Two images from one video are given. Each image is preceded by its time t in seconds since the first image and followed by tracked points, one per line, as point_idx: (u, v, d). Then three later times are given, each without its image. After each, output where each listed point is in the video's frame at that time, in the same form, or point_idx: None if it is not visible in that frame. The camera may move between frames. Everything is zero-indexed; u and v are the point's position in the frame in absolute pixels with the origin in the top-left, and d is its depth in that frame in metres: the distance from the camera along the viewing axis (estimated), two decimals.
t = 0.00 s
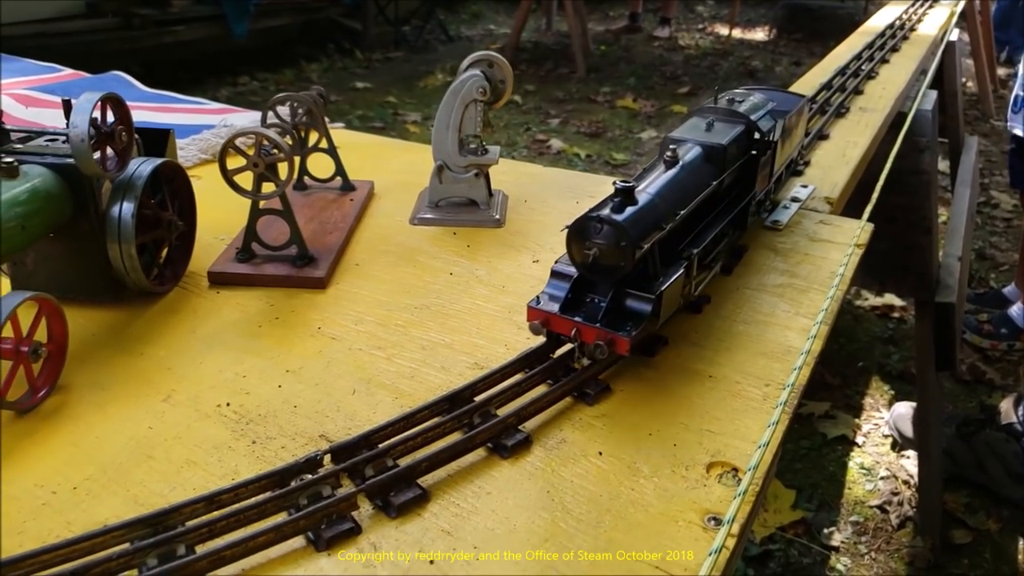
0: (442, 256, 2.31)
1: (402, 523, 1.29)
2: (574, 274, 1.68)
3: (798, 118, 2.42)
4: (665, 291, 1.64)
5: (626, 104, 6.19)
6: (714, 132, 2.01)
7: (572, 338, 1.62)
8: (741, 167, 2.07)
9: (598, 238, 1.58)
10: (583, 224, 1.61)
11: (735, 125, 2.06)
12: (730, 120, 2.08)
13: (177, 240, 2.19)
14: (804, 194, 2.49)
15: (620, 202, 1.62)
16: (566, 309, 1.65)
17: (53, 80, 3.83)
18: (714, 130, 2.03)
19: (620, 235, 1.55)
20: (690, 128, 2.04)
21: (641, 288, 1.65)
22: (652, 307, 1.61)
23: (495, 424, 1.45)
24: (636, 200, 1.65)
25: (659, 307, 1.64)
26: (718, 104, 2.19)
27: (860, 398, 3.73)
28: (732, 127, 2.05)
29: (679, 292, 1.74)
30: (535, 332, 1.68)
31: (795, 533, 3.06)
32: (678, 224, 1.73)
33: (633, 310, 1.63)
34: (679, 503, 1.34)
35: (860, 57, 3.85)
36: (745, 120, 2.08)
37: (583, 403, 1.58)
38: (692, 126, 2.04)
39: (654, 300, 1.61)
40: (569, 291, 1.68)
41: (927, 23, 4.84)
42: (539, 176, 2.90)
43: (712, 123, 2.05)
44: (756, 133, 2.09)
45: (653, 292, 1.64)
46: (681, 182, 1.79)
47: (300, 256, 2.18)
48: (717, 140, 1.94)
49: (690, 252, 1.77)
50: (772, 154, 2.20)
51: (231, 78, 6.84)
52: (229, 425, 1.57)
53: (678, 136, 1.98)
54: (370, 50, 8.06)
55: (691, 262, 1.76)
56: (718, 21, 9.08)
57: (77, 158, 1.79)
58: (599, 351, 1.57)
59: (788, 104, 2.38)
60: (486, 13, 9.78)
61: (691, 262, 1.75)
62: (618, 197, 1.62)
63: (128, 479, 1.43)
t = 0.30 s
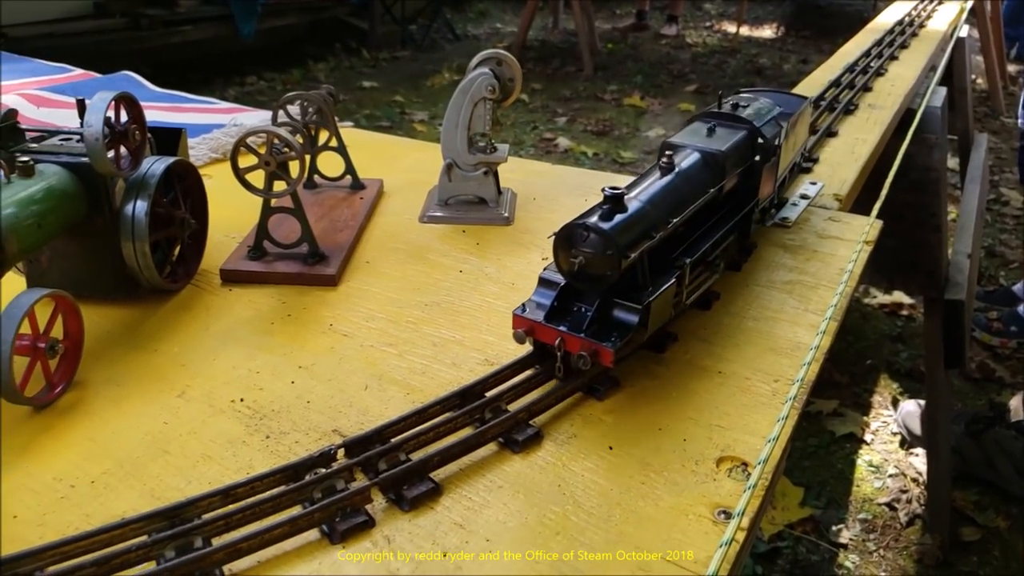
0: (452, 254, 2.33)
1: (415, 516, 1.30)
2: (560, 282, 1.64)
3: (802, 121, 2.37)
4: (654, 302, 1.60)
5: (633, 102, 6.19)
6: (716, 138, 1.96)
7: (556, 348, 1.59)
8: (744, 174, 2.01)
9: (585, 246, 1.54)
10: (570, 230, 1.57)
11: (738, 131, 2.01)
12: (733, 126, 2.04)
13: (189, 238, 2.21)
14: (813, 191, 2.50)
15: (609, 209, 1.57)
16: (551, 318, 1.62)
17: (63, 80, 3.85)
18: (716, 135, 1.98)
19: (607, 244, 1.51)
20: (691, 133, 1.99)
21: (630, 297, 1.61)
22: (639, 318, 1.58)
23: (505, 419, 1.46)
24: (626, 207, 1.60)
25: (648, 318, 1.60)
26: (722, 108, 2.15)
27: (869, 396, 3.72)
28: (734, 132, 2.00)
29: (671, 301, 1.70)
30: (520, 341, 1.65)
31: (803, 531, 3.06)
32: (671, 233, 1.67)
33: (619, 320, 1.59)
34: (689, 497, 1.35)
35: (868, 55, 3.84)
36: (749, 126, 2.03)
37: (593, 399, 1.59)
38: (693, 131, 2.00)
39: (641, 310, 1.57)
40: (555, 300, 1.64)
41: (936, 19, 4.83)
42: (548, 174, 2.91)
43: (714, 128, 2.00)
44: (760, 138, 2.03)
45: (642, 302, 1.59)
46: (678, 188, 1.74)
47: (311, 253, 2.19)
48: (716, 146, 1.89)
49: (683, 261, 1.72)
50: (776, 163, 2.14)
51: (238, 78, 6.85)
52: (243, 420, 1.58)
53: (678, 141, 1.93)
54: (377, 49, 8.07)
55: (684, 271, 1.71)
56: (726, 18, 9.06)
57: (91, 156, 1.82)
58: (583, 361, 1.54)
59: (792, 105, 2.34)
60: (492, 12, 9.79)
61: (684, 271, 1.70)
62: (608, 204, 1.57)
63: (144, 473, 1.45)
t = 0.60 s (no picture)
0: (466, 250, 2.35)
1: (432, 507, 1.32)
2: (546, 290, 1.60)
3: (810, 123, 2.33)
4: (641, 314, 1.54)
5: (646, 100, 6.20)
6: (716, 143, 1.88)
7: (540, 358, 1.56)
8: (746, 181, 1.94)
9: (570, 256, 1.48)
10: (556, 239, 1.52)
11: (740, 136, 1.94)
12: (736, 131, 1.96)
13: (207, 234, 2.24)
14: (827, 188, 2.51)
15: (597, 217, 1.50)
16: (536, 328, 1.58)
17: (81, 78, 3.89)
18: (717, 141, 1.90)
19: (592, 254, 1.45)
20: (691, 138, 1.91)
21: (617, 308, 1.56)
22: (625, 330, 1.52)
23: (520, 413, 1.48)
24: (614, 214, 1.54)
25: (635, 330, 1.55)
26: (726, 113, 2.07)
27: (882, 395, 3.71)
28: (737, 137, 1.93)
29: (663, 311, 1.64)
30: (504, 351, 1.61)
31: (815, 529, 3.05)
32: (663, 241, 1.61)
33: (606, 332, 1.54)
34: (703, 490, 1.36)
35: (883, 52, 3.84)
36: (751, 131, 1.96)
37: (606, 394, 1.60)
38: (694, 136, 1.92)
39: (628, 322, 1.52)
40: (541, 309, 1.60)
41: (952, 17, 4.81)
42: (562, 171, 2.92)
43: (715, 133, 1.92)
44: (764, 144, 1.95)
45: (629, 312, 1.54)
46: (671, 196, 1.66)
47: (327, 249, 2.22)
48: (716, 152, 1.82)
49: (676, 271, 1.66)
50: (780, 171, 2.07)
51: (251, 76, 6.88)
52: (262, 412, 1.61)
53: (677, 145, 1.86)
54: (389, 47, 8.09)
55: (678, 281, 1.65)
56: (740, 16, 9.02)
57: (112, 152, 1.86)
58: (565, 373, 1.49)
59: (801, 105, 2.33)
60: (504, 10, 9.79)
61: (675, 281, 1.64)
62: (596, 212, 1.51)
63: (164, 463, 1.48)
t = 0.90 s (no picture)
0: (483, 246, 2.37)
1: (452, 498, 1.34)
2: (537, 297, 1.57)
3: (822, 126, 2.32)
4: (633, 323, 1.51)
5: (660, 98, 6.19)
6: (720, 148, 1.85)
7: (528, 367, 1.52)
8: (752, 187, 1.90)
9: (559, 262, 1.46)
10: (547, 245, 1.50)
11: (746, 141, 1.91)
12: (743, 136, 1.93)
13: (228, 231, 2.27)
14: (844, 185, 2.51)
15: (588, 224, 1.49)
16: (525, 335, 1.55)
17: (101, 77, 3.93)
18: (723, 145, 1.87)
19: (581, 261, 1.43)
20: (695, 142, 1.89)
21: (608, 316, 1.53)
22: (615, 340, 1.49)
23: (539, 406, 1.49)
24: (607, 221, 1.52)
25: (627, 340, 1.51)
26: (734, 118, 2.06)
27: (899, 394, 3.69)
28: (742, 143, 1.90)
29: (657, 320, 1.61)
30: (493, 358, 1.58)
31: (831, 528, 3.04)
32: (657, 249, 1.58)
33: (595, 342, 1.51)
34: (720, 483, 1.37)
35: (902, 49, 3.82)
36: (759, 136, 1.93)
37: (623, 388, 1.61)
38: (699, 140, 1.90)
39: (618, 332, 1.49)
40: (532, 317, 1.57)
41: (972, 13, 4.77)
42: (578, 168, 2.94)
43: (721, 137, 1.89)
44: (772, 150, 1.92)
45: (619, 322, 1.51)
46: (668, 203, 1.64)
47: (347, 245, 2.24)
48: (717, 157, 1.79)
49: (672, 279, 1.62)
50: (789, 176, 2.03)
51: (267, 75, 6.91)
52: (283, 405, 1.63)
53: (680, 150, 1.84)
54: (404, 45, 8.10)
55: (673, 290, 1.62)
56: (755, 13, 8.97)
57: (137, 150, 1.90)
58: (553, 383, 1.47)
59: (814, 108, 2.31)
60: (518, 8, 9.78)
61: (671, 290, 1.61)
62: (587, 219, 1.49)
63: (189, 454, 1.50)
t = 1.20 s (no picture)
0: (502, 242, 2.39)
1: (474, 489, 1.36)
2: (529, 303, 1.54)
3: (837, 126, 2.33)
4: (624, 332, 1.47)
5: (677, 95, 6.16)
6: (725, 153, 1.81)
7: (517, 373, 1.49)
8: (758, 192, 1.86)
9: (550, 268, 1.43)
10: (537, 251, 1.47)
11: (754, 145, 1.87)
12: (750, 140, 1.89)
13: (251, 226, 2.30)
14: (863, 181, 2.50)
15: (581, 229, 1.45)
16: (515, 342, 1.52)
17: (123, 76, 3.98)
18: (728, 150, 1.83)
19: (571, 268, 1.40)
20: (700, 147, 1.86)
21: (599, 324, 1.49)
22: (606, 350, 1.46)
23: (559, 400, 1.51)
24: (601, 226, 1.49)
25: (619, 349, 1.48)
26: (742, 122, 2.01)
27: (918, 392, 3.66)
28: (749, 147, 1.86)
29: (652, 329, 1.57)
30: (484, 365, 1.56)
31: (848, 526, 3.03)
32: (653, 256, 1.55)
33: (586, 351, 1.48)
34: (740, 476, 1.38)
35: (922, 44, 3.80)
36: (766, 140, 1.89)
37: (642, 382, 1.62)
38: (704, 144, 1.86)
39: (608, 341, 1.46)
40: (523, 323, 1.54)
41: (993, 8, 4.73)
42: (596, 164, 2.95)
43: (726, 141, 1.86)
44: (779, 156, 1.88)
45: (611, 330, 1.47)
46: (666, 209, 1.60)
47: (367, 242, 2.27)
48: (720, 162, 1.76)
49: (669, 287, 1.58)
50: (797, 182, 1.99)
51: (283, 74, 6.93)
52: (307, 398, 1.66)
53: (685, 154, 1.81)
54: (419, 43, 8.11)
55: (670, 298, 1.57)
56: (773, 9, 8.91)
57: (162, 147, 1.94)
58: (541, 392, 1.44)
59: (830, 111, 2.32)
60: (534, 6, 9.77)
61: (667, 299, 1.57)
62: (580, 224, 1.46)
63: (216, 446, 1.53)
